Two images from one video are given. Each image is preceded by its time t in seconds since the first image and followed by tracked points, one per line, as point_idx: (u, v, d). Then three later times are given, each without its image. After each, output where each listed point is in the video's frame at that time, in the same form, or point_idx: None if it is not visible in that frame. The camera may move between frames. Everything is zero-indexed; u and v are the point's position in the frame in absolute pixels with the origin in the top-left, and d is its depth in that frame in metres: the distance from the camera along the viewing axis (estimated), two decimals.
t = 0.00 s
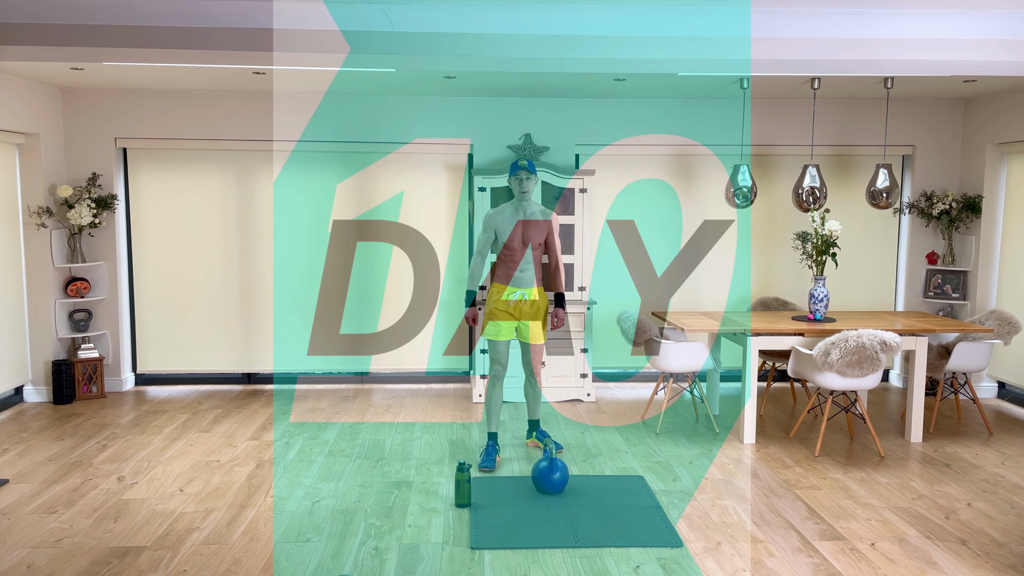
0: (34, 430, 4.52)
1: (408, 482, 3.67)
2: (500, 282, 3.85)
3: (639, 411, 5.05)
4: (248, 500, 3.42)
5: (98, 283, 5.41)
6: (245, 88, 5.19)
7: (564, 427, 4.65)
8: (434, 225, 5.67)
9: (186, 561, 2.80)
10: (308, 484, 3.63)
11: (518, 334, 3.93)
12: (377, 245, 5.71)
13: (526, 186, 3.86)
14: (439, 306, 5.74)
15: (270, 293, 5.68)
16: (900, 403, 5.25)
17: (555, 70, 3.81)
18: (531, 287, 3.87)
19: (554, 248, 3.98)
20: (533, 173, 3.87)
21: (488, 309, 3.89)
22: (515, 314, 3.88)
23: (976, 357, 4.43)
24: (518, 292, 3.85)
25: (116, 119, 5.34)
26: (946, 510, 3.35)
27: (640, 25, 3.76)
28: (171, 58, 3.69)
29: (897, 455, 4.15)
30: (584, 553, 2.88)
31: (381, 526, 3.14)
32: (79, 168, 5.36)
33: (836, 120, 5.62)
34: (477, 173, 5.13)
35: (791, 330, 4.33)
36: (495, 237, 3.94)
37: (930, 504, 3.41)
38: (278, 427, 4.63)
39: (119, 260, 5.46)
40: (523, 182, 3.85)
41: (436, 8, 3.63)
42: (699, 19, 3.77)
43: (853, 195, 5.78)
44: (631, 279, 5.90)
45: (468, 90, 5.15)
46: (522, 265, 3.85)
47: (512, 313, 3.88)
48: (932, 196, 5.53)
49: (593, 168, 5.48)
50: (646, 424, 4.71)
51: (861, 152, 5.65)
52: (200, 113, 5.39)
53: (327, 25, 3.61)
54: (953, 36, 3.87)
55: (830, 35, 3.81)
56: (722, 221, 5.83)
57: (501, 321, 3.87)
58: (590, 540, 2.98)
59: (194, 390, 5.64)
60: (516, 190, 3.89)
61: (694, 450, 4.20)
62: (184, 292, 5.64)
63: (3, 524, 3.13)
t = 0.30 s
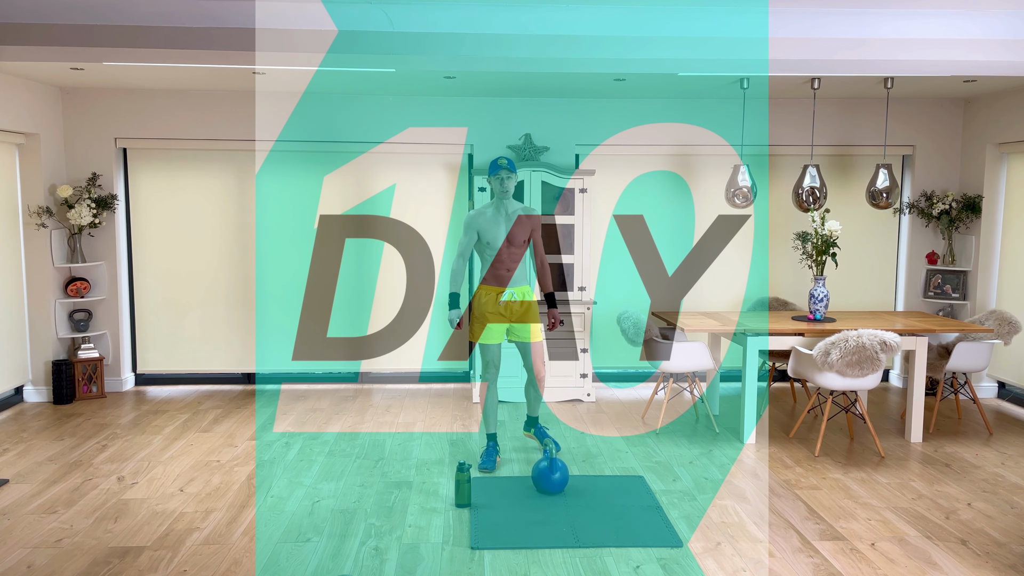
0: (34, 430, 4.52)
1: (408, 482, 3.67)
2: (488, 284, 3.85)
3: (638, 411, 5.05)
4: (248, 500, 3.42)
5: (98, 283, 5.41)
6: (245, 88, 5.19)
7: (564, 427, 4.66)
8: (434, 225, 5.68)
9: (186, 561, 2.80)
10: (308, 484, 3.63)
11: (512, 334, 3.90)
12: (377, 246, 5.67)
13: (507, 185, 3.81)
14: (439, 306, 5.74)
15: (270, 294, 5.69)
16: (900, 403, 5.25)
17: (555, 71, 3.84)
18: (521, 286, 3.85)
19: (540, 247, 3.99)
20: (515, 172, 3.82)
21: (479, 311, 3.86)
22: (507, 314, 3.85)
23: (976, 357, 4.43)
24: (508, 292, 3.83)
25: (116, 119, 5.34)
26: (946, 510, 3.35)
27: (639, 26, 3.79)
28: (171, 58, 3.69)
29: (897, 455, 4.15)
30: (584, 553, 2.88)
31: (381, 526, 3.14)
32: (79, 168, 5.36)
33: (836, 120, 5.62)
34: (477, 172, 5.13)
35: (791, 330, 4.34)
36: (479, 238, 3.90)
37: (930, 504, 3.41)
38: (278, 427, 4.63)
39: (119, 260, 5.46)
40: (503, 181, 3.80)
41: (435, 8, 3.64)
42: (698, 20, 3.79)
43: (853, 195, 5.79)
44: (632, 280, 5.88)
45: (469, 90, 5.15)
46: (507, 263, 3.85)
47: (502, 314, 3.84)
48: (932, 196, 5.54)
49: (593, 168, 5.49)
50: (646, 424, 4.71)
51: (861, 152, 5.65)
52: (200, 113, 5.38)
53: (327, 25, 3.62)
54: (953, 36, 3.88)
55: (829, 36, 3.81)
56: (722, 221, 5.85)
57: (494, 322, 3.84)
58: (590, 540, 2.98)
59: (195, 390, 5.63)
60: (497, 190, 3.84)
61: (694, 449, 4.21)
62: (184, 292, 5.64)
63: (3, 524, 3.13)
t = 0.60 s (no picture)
0: (34, 430, 4.52)
1: (408, 482, 3.67)
2: (484, 285, 3.86)
3: (639, 411, 5.05)
4: (248, 500, 3.42)
5: (98, 283, 5.41)
6: (245, 88, 5.20)
7: (564, 427, 4.66)
8: (434, 225, 5.68)
9: (186, 561, 2.80)
10: (308, 484, 3.63)
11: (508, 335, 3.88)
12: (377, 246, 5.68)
13: (505, 187, 3.81)
14: (439, 306, 5.74)
15: (270, 294, 5.69)
16: (900, 403, 5.25)
17: (555, 71, 3.84)
18: (517, 287, 3.87)
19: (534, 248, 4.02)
20: (512, 172, 3.81)
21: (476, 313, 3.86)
22: (502, 316, 3.84)
23: (976, 357, 4.43)
24: (504, 293, 3.83)
25: (116, 119, 5.34)
26: (946, 510, 3.34)
27: (639, 26, 3.79)
28: (171, 58, 3.69)
29: (897, 455, 4.15)
30: (585, 553, 2.88)
31: (381, 526, 3.14)
32: (79, 168, 5.36)
33: (836, 120, 5.62)
34: (477, 172, 5.13)
35: (791, 330, 4.35)
36: (474, 238, 3.88)
37: (930, 504, 3.41)
38: (278, 427, 4.63)
39: (119, 260, 5.45)
40: (502, 182, 3.79)
41: (435, 8, 3.64)
42: (698, 20, 3.80)
43: (853, 195, 5.79)
44: (632, 280, 5.90)
45: (469, 90, 5.15)
46: (502, 263, 3.86)
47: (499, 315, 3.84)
48: (932, 196, 5.54)
49: (593, 168, 5.49)
50: (646, 424, 4.71)
51: (861, 152, 5.65)
52: (200, 113, 5.38)
53: (327, 25, 3.63)
54: (953, 37, 3.88)
55: (828, 36, 3.81)
56: (722, 221, 5.86)
57: (490, 323, 3.83)
58: (590, 540, 2.98)
59: (194, 390, 5.63)
60: (494, 191, 3.82)
61: (694, 449, 4.21)
62: (184, 292, 5.64)
63: (3, 524, 3.13)
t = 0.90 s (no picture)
0: (34, 430, 4.52)
1: (408, 482, 3.67)
2: (487, 286, 3.83)
3: (639, 411, 5.06)
4: (248, 500, 3.42)
5: (98, 283, 5.41)
6: (245, 87, 5.20)
7: (565, 427, 4.66)
8: (434, 225, 5.68)
9: (186, 561, 2.80)
10: (308, 484, 3.63)
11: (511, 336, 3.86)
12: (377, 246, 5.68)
13: (515, 186, 3.77)
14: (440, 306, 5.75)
15: (269, 294, 5.70)
16: (900, 403, 5.25)
17: (555, 71, 3.85)
18: (521, 287, 3.84)
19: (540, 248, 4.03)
20: (523, 172, 3.75)
21: (479, 314, 3.84)
22: (506, 316, 3.83)
23: (976, 357, 4.43)
24: (507, 294, 3.82)
25: (116, 119, 5.33)
26: (946, 510, 3.34)
27: (639, 26, 3.79)
28: (170, 58, 3.69)
29: (897, 455, 4.15)
30: (585, 553, 2.88)
31: (381, 526, 3.14)
32: (79, 168, 5.36)
33: (836, 120, 5.62)
34: (477, 172, 5.13)
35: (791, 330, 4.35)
36: (480, 237, 3.90)
37: (930, 504, 3.41)
38: (278, 427, 4.63)
39: (119, 260, 5.45)
40: (512, 181, 3.75)
41: (435, 8, 3.65)
42: (698, 20, 3.80)
43: (853, 195, 5.79)
44: (632, 280, 5.91)
45: (468, 90, 5.15)
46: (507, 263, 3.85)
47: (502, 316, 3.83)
48: (932, 196, 5.54)
49: (593, 168, 5.50)
50: (646, 424, 4.71)
51: (861, 152, 5.65)
52: (199, 113, 5.38)
53: (328, 25, 3.63)
54: (952, 37, 3.88)
55: (828, 36, 3.82)
56: (721, 221, 5.87)
57: (494, 324, 3.82)
58: (590, 540, 2.98)
59: (194, 390, 5.63)
60: (504, 189, 3.79)
61: (694, 449, 4.21)
62: (184, 292, 5.64)
63: (3, 524, 3.13)
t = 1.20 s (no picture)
0: (34, 430, 4.52)
1: (408, 482, 3.67)
2: (496, 285, 3.84)
3: (639, 411, 5.06)
4: (248, 500, 3.42)
5: (98, 283, 5.41)
6: (244, 87, 5.19)
7: (565, 427, 4.66)
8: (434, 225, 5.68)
9: (186, 561, 2.80)
10: (308, 484, 3.63)
11: (519, 337, 3.87)
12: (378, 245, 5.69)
13: (527, 185, 3.81)
14: (440, 306, 5.75)
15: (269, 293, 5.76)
16: (900, 403, 5.25)
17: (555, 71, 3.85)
18: (528, 287, 3.84)
19: (551, 248, 3.99)
20: (536, 171, 3.81)
21: (486, 314, 3.85)
22: (514, 317, 3.84)
23: (976, 357, 4.43)
24: (516, 293, 3.82)
25: (116, 119, 5.33)
26: (946, 510, 3.34)
27: (639, 26, 3.79)
28: (170, 58, 3.69)
29: (897, 455, 4.15)
30: (585, 553, 2.88)
31: (382, 526, 3.14)
32: (79, 168, 5.36)
33: (836, 120, 5.62)
34: (477, 172, 5.13)
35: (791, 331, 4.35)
36: (490, 237, 3.93)
37: (930, 505, 3.41)
38: (278, 427, 4.63)
39: (119, 260, 5.46)
40: (525, 181, 3.79)
41: (435, 8, 3.65)
42: (698, 20, 3.80)
43: (852, 195, 5.80)
44: (632, 280, 5.90)
45: (469, 90, 5.15)
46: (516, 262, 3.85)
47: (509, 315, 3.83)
48: (932, 196, 5.54)
49: (593, 168, 5.50)
50: (646, 424, 4.71)
51: (861, 152, 5.65)
52: (200, 113, 5.38)
53: (328, 25, 3.64)
54: (952, 37, 3.88)
55: (828, 36, 3.82)
56: (721, 221, 5.88)
57: (501, 324, 3.83)
58: (590, 540, 2.98)
59: (194, 390, 5.63)
60: (517, 189, 3.82)
61: (694, 449, 4.21)
62: (184, 292, 5.64)
63: (3, 524, 3.13)
